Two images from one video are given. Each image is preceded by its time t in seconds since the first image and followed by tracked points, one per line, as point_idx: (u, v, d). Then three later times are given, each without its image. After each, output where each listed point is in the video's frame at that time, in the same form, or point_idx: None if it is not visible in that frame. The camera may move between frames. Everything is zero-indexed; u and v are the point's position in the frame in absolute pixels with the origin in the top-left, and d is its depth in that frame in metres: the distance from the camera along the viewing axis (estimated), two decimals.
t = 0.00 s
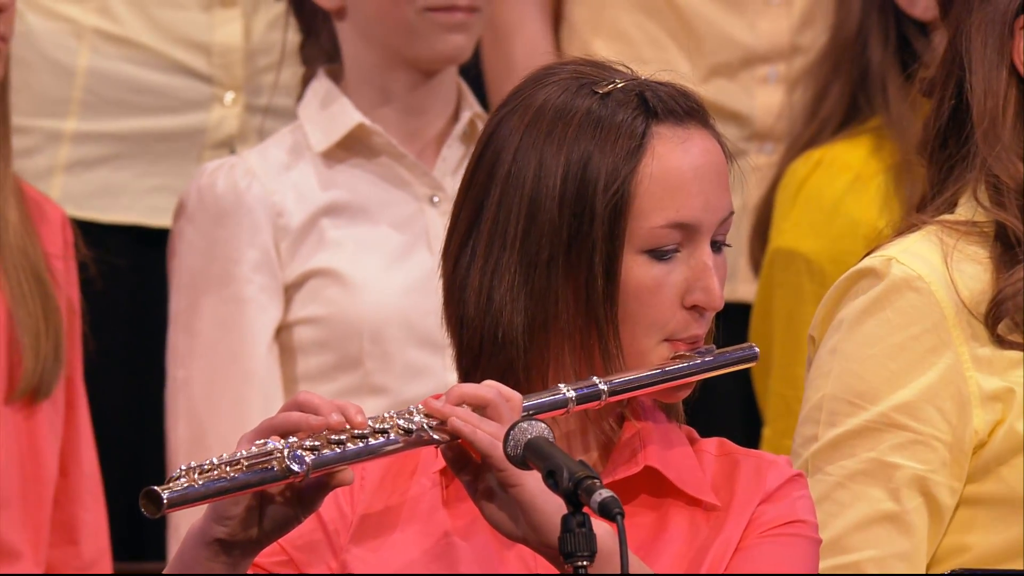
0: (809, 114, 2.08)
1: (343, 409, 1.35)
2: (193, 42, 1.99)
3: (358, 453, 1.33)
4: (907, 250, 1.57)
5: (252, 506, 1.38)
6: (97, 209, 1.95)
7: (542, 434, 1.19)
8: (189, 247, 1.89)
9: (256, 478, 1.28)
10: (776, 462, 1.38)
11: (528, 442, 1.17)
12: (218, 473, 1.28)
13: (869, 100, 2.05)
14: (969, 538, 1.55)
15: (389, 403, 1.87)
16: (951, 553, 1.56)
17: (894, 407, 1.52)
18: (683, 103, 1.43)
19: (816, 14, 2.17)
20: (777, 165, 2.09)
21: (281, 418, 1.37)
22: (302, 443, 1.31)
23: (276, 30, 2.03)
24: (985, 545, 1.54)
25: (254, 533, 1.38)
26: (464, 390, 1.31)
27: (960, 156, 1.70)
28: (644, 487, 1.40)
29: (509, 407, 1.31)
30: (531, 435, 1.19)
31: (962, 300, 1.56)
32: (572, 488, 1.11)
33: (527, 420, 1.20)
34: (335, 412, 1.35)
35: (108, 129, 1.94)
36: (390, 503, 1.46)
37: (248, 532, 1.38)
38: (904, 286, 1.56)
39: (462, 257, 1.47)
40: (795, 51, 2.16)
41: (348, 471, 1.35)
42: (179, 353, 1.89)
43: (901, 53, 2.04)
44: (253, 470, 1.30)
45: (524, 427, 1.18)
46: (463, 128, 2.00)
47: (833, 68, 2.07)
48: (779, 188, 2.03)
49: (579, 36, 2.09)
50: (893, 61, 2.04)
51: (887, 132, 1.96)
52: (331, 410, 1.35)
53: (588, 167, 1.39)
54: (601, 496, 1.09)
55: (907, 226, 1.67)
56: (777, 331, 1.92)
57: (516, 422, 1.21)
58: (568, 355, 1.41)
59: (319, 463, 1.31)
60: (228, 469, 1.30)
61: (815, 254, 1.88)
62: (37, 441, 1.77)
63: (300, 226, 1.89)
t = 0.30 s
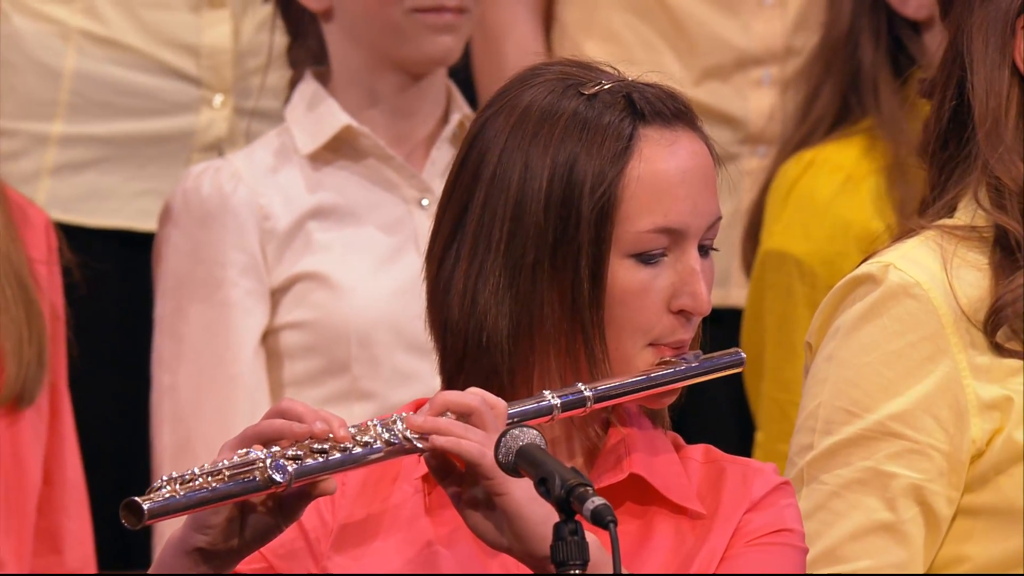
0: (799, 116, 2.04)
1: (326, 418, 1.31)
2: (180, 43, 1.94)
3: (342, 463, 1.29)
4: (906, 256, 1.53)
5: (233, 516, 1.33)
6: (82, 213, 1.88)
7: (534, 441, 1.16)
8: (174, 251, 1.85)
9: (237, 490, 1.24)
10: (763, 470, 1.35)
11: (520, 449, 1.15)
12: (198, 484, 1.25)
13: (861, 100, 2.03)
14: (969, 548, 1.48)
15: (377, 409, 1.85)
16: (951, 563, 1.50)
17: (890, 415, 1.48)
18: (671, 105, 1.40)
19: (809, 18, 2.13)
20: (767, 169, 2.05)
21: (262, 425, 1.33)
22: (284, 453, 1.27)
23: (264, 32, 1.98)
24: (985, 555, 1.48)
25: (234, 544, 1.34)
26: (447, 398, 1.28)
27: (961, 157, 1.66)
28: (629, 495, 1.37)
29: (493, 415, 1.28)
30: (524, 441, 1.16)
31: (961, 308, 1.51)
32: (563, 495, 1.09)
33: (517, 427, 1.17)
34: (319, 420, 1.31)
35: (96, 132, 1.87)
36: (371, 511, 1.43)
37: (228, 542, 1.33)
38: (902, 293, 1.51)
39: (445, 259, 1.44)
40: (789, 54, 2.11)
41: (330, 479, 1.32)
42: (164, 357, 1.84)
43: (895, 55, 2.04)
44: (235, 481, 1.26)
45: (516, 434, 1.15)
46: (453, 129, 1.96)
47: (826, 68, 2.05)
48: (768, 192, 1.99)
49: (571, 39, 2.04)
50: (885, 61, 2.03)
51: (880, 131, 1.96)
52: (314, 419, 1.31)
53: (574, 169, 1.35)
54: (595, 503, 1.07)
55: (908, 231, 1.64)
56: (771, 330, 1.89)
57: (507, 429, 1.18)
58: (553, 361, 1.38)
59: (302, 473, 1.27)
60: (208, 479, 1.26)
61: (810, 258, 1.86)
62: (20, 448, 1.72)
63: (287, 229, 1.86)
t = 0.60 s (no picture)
0: (797, 117, 2.02)
1: (307, 428, 1.29)
2: (168, 45, 1.91)
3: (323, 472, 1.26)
4: (902, 262, 1.49)
5: (211, 526, 1.31)
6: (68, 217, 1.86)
7: (526, 448, 1.19)
8: (164, 255, 1.83)
9: (218, 499, 1.21)
10: (747, 477, 1.37)
11: (513, 457, 1.16)
12: (177, 493, 1.22)
13: (858, 102, 1.99)
14: (967, 558, 1.44)
15: (369, 415, 1.82)
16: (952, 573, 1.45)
17: (888, 423, 1.43)
18: (655, 109, 1.38)
19: (806, 19, 2.09)
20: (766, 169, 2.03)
21: (241, 435, 1.30)
22: (264, 461, 1.25)
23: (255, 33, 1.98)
24: (984, 566, 1.43)
25: (212, 555, 1.31)
26: (430, 407, 1.25)
27: (960, 160, 1.62)
28: (612, 502, 1.37)
29: (475, 423, 1.26)
30: (516, 448, 1.19)
31: (959, 314, 1.48)
32: (557, 503, 1.10)
33: (513, 434, 1.20)
34: (299, 430, 1.28)
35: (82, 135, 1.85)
36: (350, 520, 1.41)
37: (206, 553, 1.31)
38: (899, 299, 1.47)
39: (427, 264, 1.42)
40: (785, 56, 2.09)
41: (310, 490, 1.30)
42: (155, 364, 1.83)
43: (893, 56, 2.00)
44: (215, 491, 1.23)
45: (509, 441, 1.18)
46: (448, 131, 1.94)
47: (823, 69, 2.02)
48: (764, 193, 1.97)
49: (563, 40, 2.04)
50: (884, 62, 1.99)
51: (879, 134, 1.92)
52: (295, 429, 1.28)
53: (557, 174, 1.33)
54: (589, 510, 1.08)
55: (906, 236, 1.60)
56: (766, 333, 1.87)
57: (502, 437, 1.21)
58: (534, 366, 1.36)
59: (282, 482, 1.24)
60: (188, 489, 1.23)
61: (806, 261, 1.83)
62: (5, 454, 1.62)
63: (278, 233, 1.84)
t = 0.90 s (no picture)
0: (801, 117, 2.01)
1: (294, 433, 1.24)
2: (163, 45, 1.89)
3: (310, 479, 1.22)
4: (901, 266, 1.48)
5: (195, 532, 1.27)
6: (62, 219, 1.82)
7: (525, 453, 1.14)
8: (159, 257, 1.80)
9: (203, 504, 1.17)
10: (740, 483, 1.35)
11: (511, 461, 1.12)
12: (162, 498, 1.17)
13: (864, 103, 1.99)
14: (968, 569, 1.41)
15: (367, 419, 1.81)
16: None
17: (888, 429, 1.41)
18: (650, 112, 1.35)
19: (807, 18, 2.08)
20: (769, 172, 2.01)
21: (226, 440, 1.26)
22: (249, 466, 1.20)
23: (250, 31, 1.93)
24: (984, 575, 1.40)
25: (195, 562, 1.27)
26: (418, 412, 1.22)
27: (960, 160, 1.60)
28: (602, 509, 1.35)
29: (463, 428, 1.23)
30: (514, 454, 1.13)
31: (959, 318, 1.45)
32: (555, 509, 1.07)
33: (509, 439, 1.15)
34: (284, 435, 1.24)
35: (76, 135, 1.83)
36: (337, 528, 1.39)
37: (190, 560, 1.26)
38: (898, 303, 1.45)
39: (416, 266, 1.39)
40: (785, 57, 2.06)
41: (296, 495, 1.25)
42: (149, 367, 1.79)
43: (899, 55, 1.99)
44: (199, 495, 1.19)
45: (508, 446, 1.13)
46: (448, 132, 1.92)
47: (827, 70, 2.01)
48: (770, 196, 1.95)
49: (562, 43, 1.98)
50: (889, 60, 1.98)
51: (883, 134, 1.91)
52: (280, 434, 1.24)
53: (550, 177, 1.30)
54: (588, 517, 1.05)
55: (905, 239, 1.58)
56: (770, 337, 1.85)
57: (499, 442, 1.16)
58: (523, 371, 1.33)
59: (267, 488, 1.20)
60: (172, 494, 1.19)
61: (810, 264, 1.81)
62: None
63: (275, 235, 1.82)
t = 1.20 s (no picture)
0: (803, 119, 1.97)
1: (280, 437, 1.22)
2: (153, 46, 1.89)
3: (297, 482, 1.19)
4: (897, 269, 1.46)
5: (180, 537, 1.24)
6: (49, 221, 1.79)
7: (519, 459, 1.14)
8: (150, 260, 1.79)
9: (188, 508, 1.15)
10: (733, 489, 1.32)
11: (505, 467, 1.12)
12: (146, 501, 1.15)
13: (866, 102, 1.94)
14: None
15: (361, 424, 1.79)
16: None
17: (885, 434, 1.40)
18: (640, 111, 1.33)
19: (803, 18, 2.04)
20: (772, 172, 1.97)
21: (212, 444, 1.24)
22: (236, 469, 1.18)
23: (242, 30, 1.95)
24: None
25: (180, 567, 1.24)
26: (406, 414, 1.20)
27: (955, 162, 1.59)
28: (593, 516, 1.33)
29: (453, 431, 1.21)
30: (509, 459, 1.13)
31: (955, 321, 1.45)
32: (550, 516, 1.05)
33: (504, 445, 1.15)
34: (271, 438, 1.22)
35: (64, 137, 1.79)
36: (326, 533, 1.37)
37: (175, 565, 1.24)
38: (893, 306, 1.44)
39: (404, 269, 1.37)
40: (780, 57, 2.04)
41: (283, 499, 1.23)
42: (139, 372, 1.78)
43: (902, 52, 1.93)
44: (185, 499, 1.16)
45: (502, 451, 1.13)
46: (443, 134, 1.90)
47: (828, 70, 1.96)
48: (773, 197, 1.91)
49: (555, 42, 2.00)
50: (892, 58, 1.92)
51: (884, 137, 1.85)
52: (267, 437, 1.22)
53: (539, 178, 1.28)
54: (582, 523, 1.03)
55: (899, 242, 1.56)
56: (771, 341, 1.81)
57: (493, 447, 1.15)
58: (514, 375, 1.31)
59: (254, 492, 1.18)
60: (157, 498, 1.16)
61: (812, 266, 1.77)
62: None
63: (267, 238, 1.80)
